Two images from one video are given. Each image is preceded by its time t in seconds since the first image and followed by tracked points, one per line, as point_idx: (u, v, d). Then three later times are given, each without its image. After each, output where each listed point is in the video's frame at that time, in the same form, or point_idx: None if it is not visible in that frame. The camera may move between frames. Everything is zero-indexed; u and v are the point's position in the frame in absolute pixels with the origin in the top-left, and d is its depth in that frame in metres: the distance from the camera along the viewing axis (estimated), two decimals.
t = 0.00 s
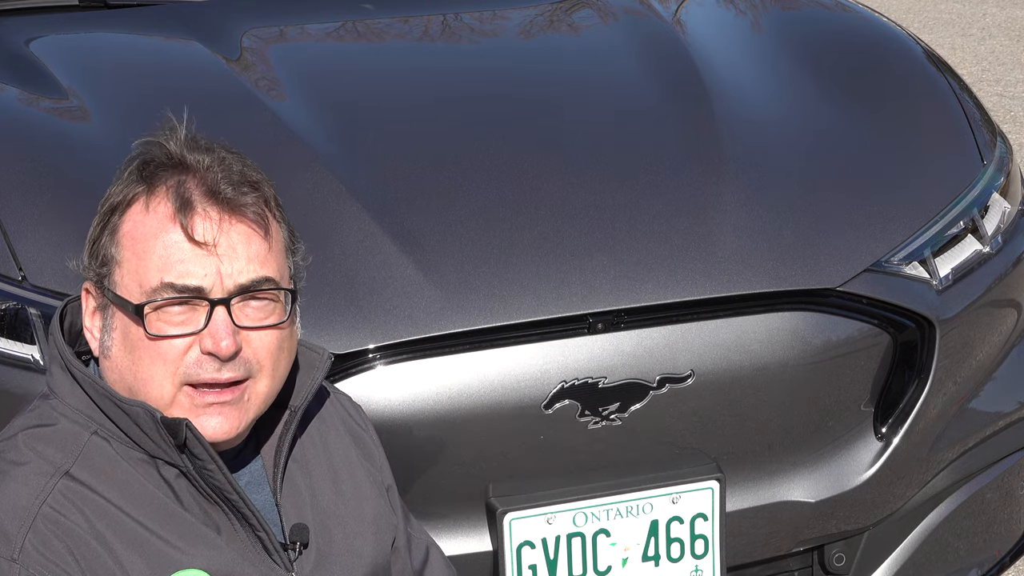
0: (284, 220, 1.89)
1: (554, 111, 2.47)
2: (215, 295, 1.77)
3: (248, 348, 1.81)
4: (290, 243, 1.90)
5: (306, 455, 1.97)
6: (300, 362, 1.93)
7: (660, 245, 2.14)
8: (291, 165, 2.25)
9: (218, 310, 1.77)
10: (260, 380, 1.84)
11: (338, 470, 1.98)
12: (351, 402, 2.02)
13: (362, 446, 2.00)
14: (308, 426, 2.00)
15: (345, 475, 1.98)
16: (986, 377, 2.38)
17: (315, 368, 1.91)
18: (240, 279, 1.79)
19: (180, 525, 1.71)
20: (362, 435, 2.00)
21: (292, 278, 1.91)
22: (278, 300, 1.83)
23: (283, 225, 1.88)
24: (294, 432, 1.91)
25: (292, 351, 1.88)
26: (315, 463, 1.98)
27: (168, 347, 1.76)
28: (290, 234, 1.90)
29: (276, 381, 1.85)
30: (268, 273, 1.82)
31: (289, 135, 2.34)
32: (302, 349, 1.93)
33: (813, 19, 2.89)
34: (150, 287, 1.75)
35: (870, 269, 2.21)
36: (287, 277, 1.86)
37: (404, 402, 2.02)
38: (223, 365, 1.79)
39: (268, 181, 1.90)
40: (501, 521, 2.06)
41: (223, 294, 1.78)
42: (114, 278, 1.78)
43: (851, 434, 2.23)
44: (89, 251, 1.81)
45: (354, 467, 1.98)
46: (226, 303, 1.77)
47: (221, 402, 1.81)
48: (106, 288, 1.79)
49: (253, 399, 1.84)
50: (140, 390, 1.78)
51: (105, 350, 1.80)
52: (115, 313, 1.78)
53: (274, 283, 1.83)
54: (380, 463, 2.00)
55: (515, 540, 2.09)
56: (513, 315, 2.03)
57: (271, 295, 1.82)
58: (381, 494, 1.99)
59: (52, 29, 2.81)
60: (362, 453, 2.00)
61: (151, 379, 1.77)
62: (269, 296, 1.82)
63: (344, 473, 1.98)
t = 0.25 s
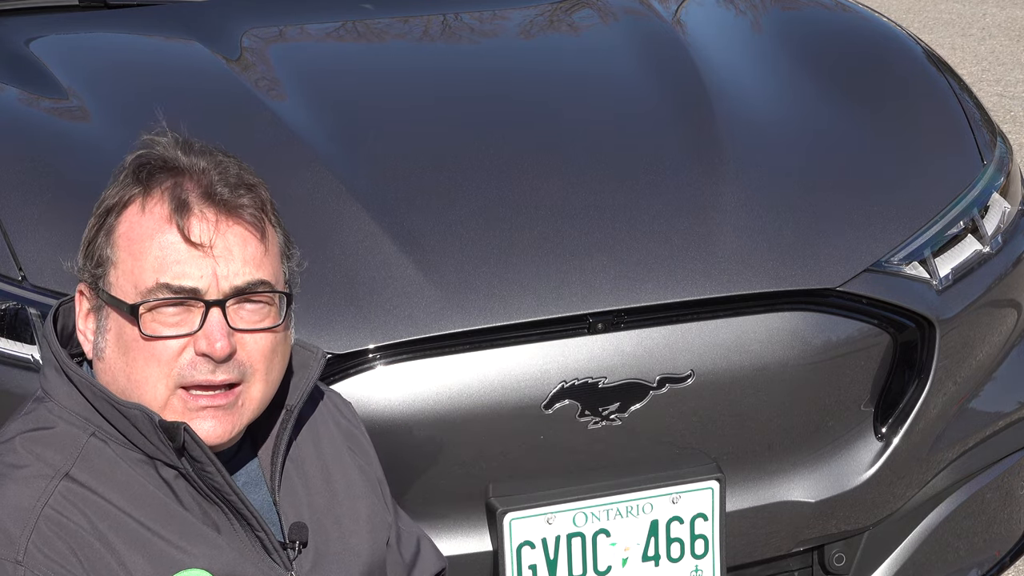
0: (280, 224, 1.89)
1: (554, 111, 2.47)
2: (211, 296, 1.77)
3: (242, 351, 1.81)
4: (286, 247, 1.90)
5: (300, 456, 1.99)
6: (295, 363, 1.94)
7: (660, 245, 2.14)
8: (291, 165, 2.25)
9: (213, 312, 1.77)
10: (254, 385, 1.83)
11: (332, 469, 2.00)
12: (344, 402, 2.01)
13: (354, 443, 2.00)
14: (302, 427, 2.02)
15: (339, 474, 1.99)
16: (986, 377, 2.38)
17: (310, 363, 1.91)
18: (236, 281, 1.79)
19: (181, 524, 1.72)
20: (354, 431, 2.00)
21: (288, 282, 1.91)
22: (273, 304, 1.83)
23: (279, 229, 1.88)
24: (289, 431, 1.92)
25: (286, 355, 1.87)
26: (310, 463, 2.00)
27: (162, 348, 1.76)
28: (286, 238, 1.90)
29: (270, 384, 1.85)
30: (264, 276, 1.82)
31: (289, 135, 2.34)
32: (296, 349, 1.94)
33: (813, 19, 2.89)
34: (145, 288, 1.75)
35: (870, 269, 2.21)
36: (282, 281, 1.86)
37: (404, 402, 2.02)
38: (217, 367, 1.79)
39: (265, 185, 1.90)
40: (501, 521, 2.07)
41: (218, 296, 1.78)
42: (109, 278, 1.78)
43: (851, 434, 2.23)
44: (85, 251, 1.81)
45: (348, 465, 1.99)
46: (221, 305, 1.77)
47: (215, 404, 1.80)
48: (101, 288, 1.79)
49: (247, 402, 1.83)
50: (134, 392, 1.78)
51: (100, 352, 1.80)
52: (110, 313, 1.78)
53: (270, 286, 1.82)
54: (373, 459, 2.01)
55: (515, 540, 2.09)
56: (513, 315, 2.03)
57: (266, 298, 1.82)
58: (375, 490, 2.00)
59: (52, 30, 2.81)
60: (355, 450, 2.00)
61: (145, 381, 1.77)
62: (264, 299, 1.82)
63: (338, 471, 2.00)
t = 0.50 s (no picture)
0: (281, 225, 1.89)
1: (554, 111, 2.47)
2: (212, 293, 1.77)
3: (242, 349, 1.80)
4: (287, 248, 1.90)
5: (296, 448, 1.98)
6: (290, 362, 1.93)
7: (660, 245, 2.14)
8: (292, 165, 2.25)
9: (214, 309, 1.77)
10: (254, 383, 1.82)
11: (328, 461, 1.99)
12: (341, 396, 2.01)
13: (348, 433, 2.01)
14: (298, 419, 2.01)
15: (335, 466, 1.98)
16: (986, 377, 2.38)
17: (300, 364, 1.91)
18: (237, 279, 1.79)
19: (179, 522, 1.72)
20: (349, 422, 2.00)
21: (287, 284, 1.90)
22: (274, 303, 1.83)
23: (280, 230, 1.88)
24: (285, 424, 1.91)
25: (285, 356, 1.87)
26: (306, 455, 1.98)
27: (162, 344, 1.76)
28: (287, 238, 1.91)
29: (270, 385, 1.84)
30: (265, 274, 1.82)
31: (289, 135, 2.34)
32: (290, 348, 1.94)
33: (813, 19, 2.89)
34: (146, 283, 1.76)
35: (870, 269, 2.21)
36: (283, 281, 1.86)
37: (404, 402, 2.02)
38: (217, 365, 1.79)
39: (268, 185, 1.91)
40: (501, 521, 2.07)
41: (219, 293, 1.78)
42: (110, 275, 1.78)
43: (851, 434, 2.23)
44: (86, 247, 1.82)
45: (344, 457, 1.99)
46: (221, 302, 1.77)
47: (213, 403, 1.79)
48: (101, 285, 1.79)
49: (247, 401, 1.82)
50: (133, 388, 1.77)
51: (98, 348, 1.80)
52: (110, 309, 1.77)
53: (271, 285, 1.82)
54: (369, 449, 2.01)
55: (515, 540, 2.09)
56: (513, 315, 2.03)
57: (267, 297, 1.82)
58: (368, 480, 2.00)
59: (52, 29, 2.81)
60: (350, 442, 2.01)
61: (144, 377, 1.76)
62: (265, 298, 1.82)
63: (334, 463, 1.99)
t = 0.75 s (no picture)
0: (276, 224, 1.89)
1: (554, 111, 2.47)
2: (205, 293, 1.77)
3: (236, 349, 1.81)
4: (281, 248, 1.90)
5: (298, 454, 1.96)
6: (289, 365, 1.93)
7: (660, 245, 2.14)
8: (291, 164, 2.25)
9: (208, 309, 1.77)
10: (248, 383, 1.83)
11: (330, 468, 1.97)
12: (345, 399, 2.01)
13: (353, 441, 1.99)
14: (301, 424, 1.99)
15: (337, 473, 1.97)
16: (986, 377, 2.38)
17: (300, 368, 1.91)
18: (230, 279, 1.79)
19: (170, 527, 1.72)
20: (353, 429, 1.99)
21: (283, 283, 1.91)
22: (267, 302, 1.83)
23: (274, 229, 1.88)
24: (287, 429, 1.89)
25: (280, 355, 1.87)
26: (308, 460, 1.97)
27: (156, 345, 1.76)
28: (282, 238, 1.91)
29: (265, 383, 1.85)
30: (258, 274, 1.82)
31: (289, 135, 2.34)
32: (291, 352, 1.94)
33: (813, 19, 2.89)
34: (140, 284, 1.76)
35: (870, 269, 2.21)
36: (277, 280, 1.86)
37: (404, 402, 2.02)
38: (210, 365, 1.79)
39: (262, 184, 1.90)
40: (501, 521, 2.07)
41: (212, 293, 1.78)
42: (104, 276, 1.78)
43: (851, 434, 2.23)
44: (80, 249, 1.82)
45: (347, 465, 1.97)
46: (215, 302, 1.77)
47: (208, 403, 1.80)
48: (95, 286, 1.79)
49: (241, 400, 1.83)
50: (128, 389, 1.77)
51: (93, 349, 1.80)
52: (104, 310, 1.78)
53: (264, 284, 1.82)
54: (372, 458, 1.99)
55: (515, 540, 2.09)
56: (513, 315, 2.03)
57: (261, 296, 1.82)
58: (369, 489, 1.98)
59: (52, 29, 2.81)
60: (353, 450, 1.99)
61: (139, 378, 1.76)
62: (259, 298, 1.82)
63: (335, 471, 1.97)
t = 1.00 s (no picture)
0: (287, 228, 1.89)
1: (554, 111, 2.47)
2: (218, 296, 1.77)
3: (247, 352, 1.81)
4: (292, 252, 1.91)
5: (302, 458, 1.98)
6: (297, 365, 1.93)
7: (660, 245, 2.14)
8: (291, 165, 2.25)
9: (220, 311, 1.77)
10: (259, 385, 1.83)
11: (335, 472, 1.98)
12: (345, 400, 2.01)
13: (358, 445, 2.00)
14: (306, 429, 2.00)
15: (342, 476, 1.98)
16: (986, 377, 2.38)
17: (309, 368, 1.91)
18: (243, 283, 1.79)
19: (177, 530, 1.71)
20: (358, 433, 2.00)
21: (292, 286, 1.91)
22: (278, 306, 1.83)
23: (285, 233, 1.88)
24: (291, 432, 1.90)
25: (290, 359, 1.87)
26: (313, 465, 1.98)
27: (167, 347, 1.76)
28: (292, 242, 1.91)
29: (276, 386, 1.85)
30: (270, 278, 1.82)
31: (289, 135, 2.34)
32: (299, 352, 1.94)
33: (813, 19, 2.89)
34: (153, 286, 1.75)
35: (870, 269, 2.21)
36: (288, 285, 1.87)
37: (404, 402, 2.02)
38: (222, 368, 1.79)
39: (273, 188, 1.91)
40: (501, 521, 2.06)
41: (225, 296, 1.78)
42: (115, 277, 1.78)
43: (851, 434, 2.23)
44: (91, 250, 1.81)
45: (351, 467, 1.98)
46: (227, 305, 1.77)
47: (218, 406, 1.80)
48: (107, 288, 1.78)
49: (251, 403, 1.83)
50: (137, 392, 1.77)
51: (102, 351, 1.79)
52: (115, 312, 1.77)
53: (276, 288, 1.83)
54: (376, 462, 2.00)
55: (515, 540, 2.09)
56: (513, 315, 2.03)
57: (272, 300, 1.82)
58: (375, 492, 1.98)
59: (52, 30, 2.81)
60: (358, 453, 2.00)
61: (149, 381, 1.76)
62: (270, 301, 1.82)
63: (340, 474, 1.98)
